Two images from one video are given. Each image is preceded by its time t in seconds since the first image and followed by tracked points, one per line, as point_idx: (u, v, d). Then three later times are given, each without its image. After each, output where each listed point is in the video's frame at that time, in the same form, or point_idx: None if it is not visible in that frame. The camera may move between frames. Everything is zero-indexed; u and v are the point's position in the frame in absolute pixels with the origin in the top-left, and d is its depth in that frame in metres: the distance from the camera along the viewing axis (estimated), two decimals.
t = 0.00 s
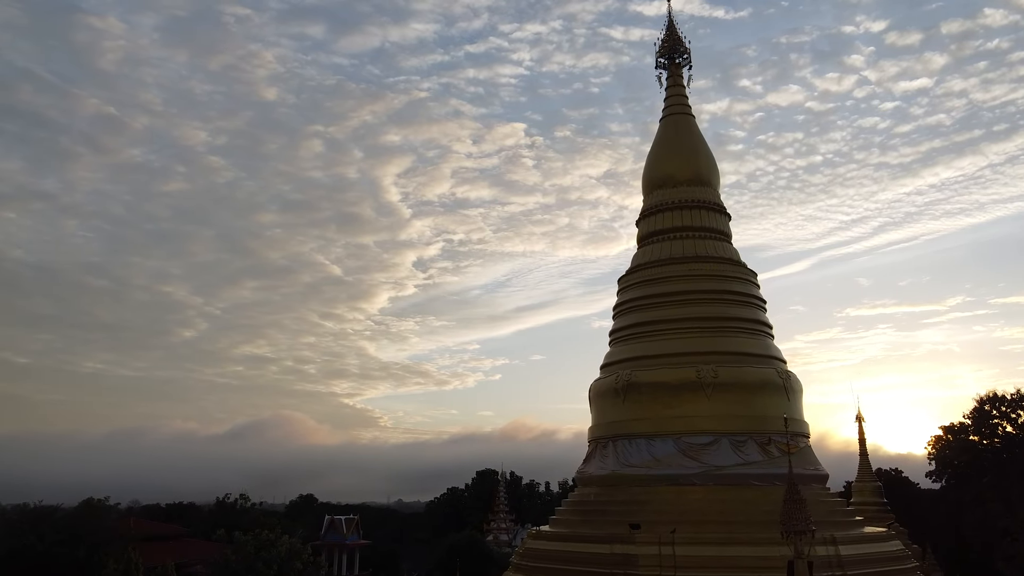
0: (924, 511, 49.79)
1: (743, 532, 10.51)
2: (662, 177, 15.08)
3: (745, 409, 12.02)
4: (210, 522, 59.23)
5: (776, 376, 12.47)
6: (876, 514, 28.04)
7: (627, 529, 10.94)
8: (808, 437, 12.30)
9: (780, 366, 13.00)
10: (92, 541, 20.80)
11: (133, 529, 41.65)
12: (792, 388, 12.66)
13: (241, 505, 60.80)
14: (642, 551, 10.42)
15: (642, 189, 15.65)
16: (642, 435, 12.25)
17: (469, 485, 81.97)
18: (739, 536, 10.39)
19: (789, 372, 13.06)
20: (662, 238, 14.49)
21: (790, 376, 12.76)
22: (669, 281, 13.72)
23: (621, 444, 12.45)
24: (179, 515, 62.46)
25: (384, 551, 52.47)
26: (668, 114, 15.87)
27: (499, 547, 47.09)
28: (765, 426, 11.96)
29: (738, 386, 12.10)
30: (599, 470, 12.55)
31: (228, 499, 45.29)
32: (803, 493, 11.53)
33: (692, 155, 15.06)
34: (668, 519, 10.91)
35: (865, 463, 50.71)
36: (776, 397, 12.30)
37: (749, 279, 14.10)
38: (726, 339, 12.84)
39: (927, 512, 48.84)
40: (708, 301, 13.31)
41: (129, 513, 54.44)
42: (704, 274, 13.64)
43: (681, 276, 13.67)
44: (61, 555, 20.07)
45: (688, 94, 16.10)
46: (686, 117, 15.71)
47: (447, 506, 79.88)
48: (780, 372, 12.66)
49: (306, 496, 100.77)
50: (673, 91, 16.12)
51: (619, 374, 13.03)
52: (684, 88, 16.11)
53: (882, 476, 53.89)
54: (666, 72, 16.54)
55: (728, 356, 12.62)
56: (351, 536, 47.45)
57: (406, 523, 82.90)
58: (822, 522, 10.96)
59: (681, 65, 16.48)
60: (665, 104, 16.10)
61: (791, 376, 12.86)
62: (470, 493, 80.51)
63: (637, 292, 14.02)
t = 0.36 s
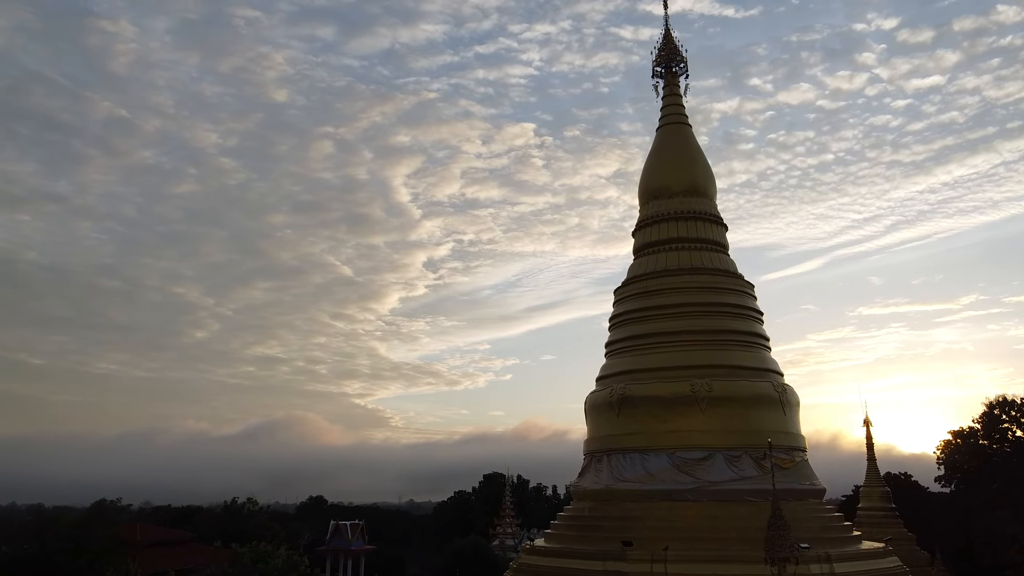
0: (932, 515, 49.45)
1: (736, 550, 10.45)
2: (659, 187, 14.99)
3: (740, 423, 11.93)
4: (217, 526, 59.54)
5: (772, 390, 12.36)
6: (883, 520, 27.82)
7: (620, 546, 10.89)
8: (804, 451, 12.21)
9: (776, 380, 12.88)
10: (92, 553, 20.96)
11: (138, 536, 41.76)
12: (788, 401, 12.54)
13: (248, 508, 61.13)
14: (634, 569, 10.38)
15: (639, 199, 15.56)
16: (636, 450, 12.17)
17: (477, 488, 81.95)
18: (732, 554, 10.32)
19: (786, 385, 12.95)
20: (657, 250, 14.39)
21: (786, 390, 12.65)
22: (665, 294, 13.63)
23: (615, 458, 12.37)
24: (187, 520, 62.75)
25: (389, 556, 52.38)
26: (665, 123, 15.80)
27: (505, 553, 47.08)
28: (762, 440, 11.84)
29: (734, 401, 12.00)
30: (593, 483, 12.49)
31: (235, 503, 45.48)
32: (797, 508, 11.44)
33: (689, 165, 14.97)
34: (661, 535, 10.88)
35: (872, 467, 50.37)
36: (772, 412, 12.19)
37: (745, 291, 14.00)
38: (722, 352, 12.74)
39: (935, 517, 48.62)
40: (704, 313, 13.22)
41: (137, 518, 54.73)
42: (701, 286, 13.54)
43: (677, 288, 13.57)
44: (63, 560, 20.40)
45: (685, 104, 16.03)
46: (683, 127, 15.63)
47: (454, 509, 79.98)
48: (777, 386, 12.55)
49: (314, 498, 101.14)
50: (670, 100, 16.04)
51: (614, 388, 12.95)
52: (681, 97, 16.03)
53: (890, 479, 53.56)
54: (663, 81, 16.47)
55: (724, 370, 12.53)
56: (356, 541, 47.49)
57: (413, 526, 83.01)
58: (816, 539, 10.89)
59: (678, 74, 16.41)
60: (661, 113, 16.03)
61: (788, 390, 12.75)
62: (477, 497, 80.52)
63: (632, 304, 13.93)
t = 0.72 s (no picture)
0: (942, 520, 49.00)
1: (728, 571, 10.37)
2: (655, 199, 14.92)
3: (735, 439, 11.82)
4: (225, 530, 59.89)
5: (768, 405, 12.24)
6: (892, 527, 27.48)
7: (612, 565, 10.85)
8: (800, 466, 12.08)
9: (773, 394, 12.75)
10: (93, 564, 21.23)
11: (145, 541, 42.01)
12: (784, 416, 12.42)
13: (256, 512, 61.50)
14: None
15: (635, 210, 15.47)
16: (630, 465, 12.09)
17: (485, 492, 81.98)
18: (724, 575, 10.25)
19: (782, 399, 12.81)
20: (653, 262, 14.30)
21: (783, 404, 12.52)
22: (659, 307, 13.55)
23: (609, 474, 12.30)
24: (195, 524, 63.14)
25: (394, 561, 52.43)
26: (661, 134, 15.71)
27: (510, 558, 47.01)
28: (757, 456, 11.72)
29: (728, 416, 11.90)
30: (587, 498, 12.44)
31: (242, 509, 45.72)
32: (793, 526, 11.31)
33: (684, 177, 14.88)
34: (653, 555, 10.82)
35: (880, 472, 49.93)
36: (767, 427, 12.06)
37: (742, 303, 13.88)
38: (717, 367, 12.63)
39: (946, 521, 48.25)
40: (700, 327, 13.12)
41: (145, 522, 55.11)
42: (697, 299, 13.45)
43: (672, 302, 13.48)
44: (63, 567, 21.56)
45: (682, 114, 15.93)
46: (679, 137, 15.55)
47: (462, 513, 80.17)
48: (772, 400, 12.42)
49: (323, 500, 101.53)
50: (666, 110, 15.96)
51: (608, 402, 12.87)
52: (678, 107, 15.95)
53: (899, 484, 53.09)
54: (659, 91, 16.36)
55: (719, 384, 12.43)
56: (361, 547, 47.53)
57: (421, 530, 83.27)
58: (811, 559, 10.77)
59: (675, 84, 16.32)
60: (658, 124, 15.94)
61: (784, 404, 12.61)
62: (485, 500, 80.64)
63: (628, 318, 13.86)
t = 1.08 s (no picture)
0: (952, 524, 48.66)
1: None
2: (650, 210, 14.81)
3: (728, 454, 11.73)
4: (231, 535, 60.30)
5: (762, 419, 12.14)
6: (899, 532, 27.19)
7: None
8: (796, 482, 11.99)
9: (767, 408, 12.65)
10: None
11: (149, 546, 42.25)
12: (779, 430, 12.31)
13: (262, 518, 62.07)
14: None
15: (630, 221, 15.37)
16: (623, 481, 11.99)
17: (491, 496, 81.96)
18: None
19: (778, 414, 12.71)
20: (647, 274, 14.20)
21: (778, 418, 12.43)
22: (654, 321, 13.46)
23: (603, 489, 12.22)
24: (202, 529, 63.49)
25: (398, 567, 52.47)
26: (656, 145, 15.62)
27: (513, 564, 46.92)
28: (751, 473, 11.63)
29: (721, 431, 11.81)
30: (580, 514, 12.37)
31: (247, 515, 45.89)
32: (786, 543, 11.21)
33: (679, 188, 14.78)
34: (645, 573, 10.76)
35: (888, 476, 49.56)
36: (762, 443, 11.96)
37: (737, 317, 13.77)
38: (711, 381, 12.53)
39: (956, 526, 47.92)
40: (694, 341, 13.01)
41: (154, 527, 55.63)
42: (691, 313, 13.35)
43: (667, 315, 13.38)
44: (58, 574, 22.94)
45: (677, 124, 15.85)
46: (674, 148, 15.46)
47: (469, 517, 80.44)
48: (767, 415, 12.31)
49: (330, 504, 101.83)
50: (662, 120, 15.87)
51: (602, 416, 12.79)
52: (674, 117, 15.85)
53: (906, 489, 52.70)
54: (656, 101, 16.29)
55: (713, 398, 12.32)
56: (366, 552, 47.54)
57: (428, 533, 83.58)
58: None
59: (671, 94, 16.26)
60: (654, 134, 15.85)
61: (780, 419, 12.51)
62: (491, 504, 80.83)
63: (622, 331, 13.77)
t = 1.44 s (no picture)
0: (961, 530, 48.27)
1: None
2: (645, 222, 14.72)
3: (722, 471, 11.65)
4: (238, 540, 60.69)
5: (756, 434, 12.04)
6: (908, 539, 26.89)
7: None
8: (791, 499, 11.89)
9: (763, 423, 12.55)
10: None
11: (156, 552, 42.52)
12: (775, 446, 12.20)
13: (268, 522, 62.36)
14: None
15: (626, 232, 15.29)
16: (616, 497, 11.93)
17: (499, 499, 81.88)
18: None
19: (773, 428, 12.60)
20: (642, 287, 14.11)
21: (773, 433, 12.32)
22: (648, 335, 13.38)
23: (596, 505, 12.17)
24: (210, 533, 63.80)
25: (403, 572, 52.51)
26: (652, 155, 15.53)
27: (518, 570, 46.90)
28: (745, 489, 11.54)
29: (715, 448, 11.72)
30: (574, 529, 12.31)
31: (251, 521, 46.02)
32: (781, 560, 11.13)
33: (675, 200, 14.70)
34: None
35: (897, 482, 49.14)
36: (756, 459, 11.86)
37: (733, 330, 13.67)
38: (705, 396, 12.44)
39: (965, 532, 47.56)
40: (689, 355, 12.92)
41: (163, 532, 56.06)
42: (686, 326, 13.26)
43: (661, 329, 13.31)
44: None
45: (673, 134, 15.78)
46: (670, 159, 15.37)
47: (475, 520, 80.51)
48: (762, 430, 12.20)
49: (338, 506, 102.26)
50: (658, 131, 15.79)
51: (596, 432, 12.73)
52: (670, 127, 15.78)
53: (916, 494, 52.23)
54: (652, 111, 16.24)
55: (707, 413, 12.23)
56: (371, 558, 47.59)
57: (435, 536, 83.70)
58: None
59: (667, 104, 16.20)
60: (650, 144, 15.77)
61: (775, 434, 12.39)
62: (498, 507, 80.83)
63: (617, 344, 13.70)
